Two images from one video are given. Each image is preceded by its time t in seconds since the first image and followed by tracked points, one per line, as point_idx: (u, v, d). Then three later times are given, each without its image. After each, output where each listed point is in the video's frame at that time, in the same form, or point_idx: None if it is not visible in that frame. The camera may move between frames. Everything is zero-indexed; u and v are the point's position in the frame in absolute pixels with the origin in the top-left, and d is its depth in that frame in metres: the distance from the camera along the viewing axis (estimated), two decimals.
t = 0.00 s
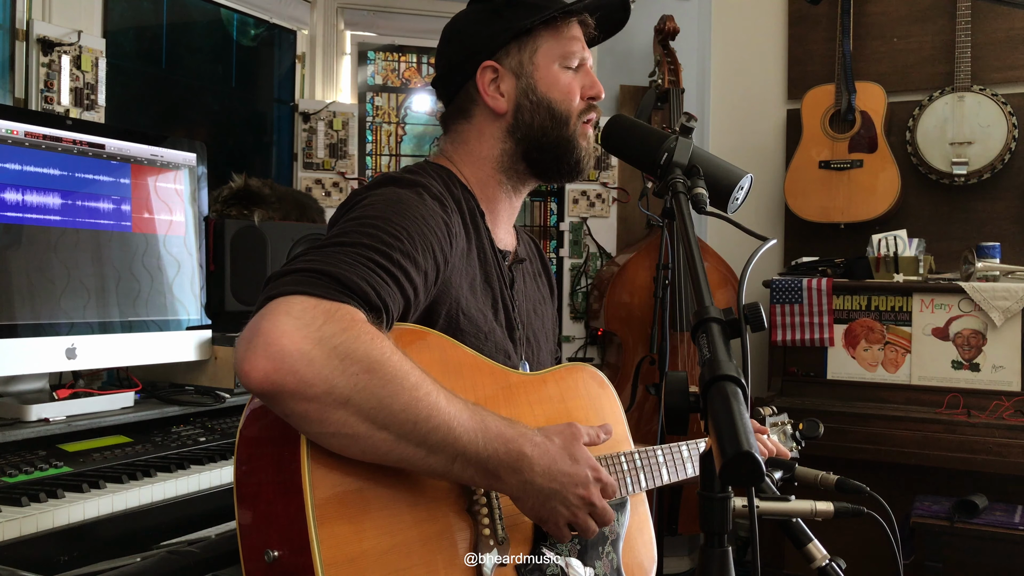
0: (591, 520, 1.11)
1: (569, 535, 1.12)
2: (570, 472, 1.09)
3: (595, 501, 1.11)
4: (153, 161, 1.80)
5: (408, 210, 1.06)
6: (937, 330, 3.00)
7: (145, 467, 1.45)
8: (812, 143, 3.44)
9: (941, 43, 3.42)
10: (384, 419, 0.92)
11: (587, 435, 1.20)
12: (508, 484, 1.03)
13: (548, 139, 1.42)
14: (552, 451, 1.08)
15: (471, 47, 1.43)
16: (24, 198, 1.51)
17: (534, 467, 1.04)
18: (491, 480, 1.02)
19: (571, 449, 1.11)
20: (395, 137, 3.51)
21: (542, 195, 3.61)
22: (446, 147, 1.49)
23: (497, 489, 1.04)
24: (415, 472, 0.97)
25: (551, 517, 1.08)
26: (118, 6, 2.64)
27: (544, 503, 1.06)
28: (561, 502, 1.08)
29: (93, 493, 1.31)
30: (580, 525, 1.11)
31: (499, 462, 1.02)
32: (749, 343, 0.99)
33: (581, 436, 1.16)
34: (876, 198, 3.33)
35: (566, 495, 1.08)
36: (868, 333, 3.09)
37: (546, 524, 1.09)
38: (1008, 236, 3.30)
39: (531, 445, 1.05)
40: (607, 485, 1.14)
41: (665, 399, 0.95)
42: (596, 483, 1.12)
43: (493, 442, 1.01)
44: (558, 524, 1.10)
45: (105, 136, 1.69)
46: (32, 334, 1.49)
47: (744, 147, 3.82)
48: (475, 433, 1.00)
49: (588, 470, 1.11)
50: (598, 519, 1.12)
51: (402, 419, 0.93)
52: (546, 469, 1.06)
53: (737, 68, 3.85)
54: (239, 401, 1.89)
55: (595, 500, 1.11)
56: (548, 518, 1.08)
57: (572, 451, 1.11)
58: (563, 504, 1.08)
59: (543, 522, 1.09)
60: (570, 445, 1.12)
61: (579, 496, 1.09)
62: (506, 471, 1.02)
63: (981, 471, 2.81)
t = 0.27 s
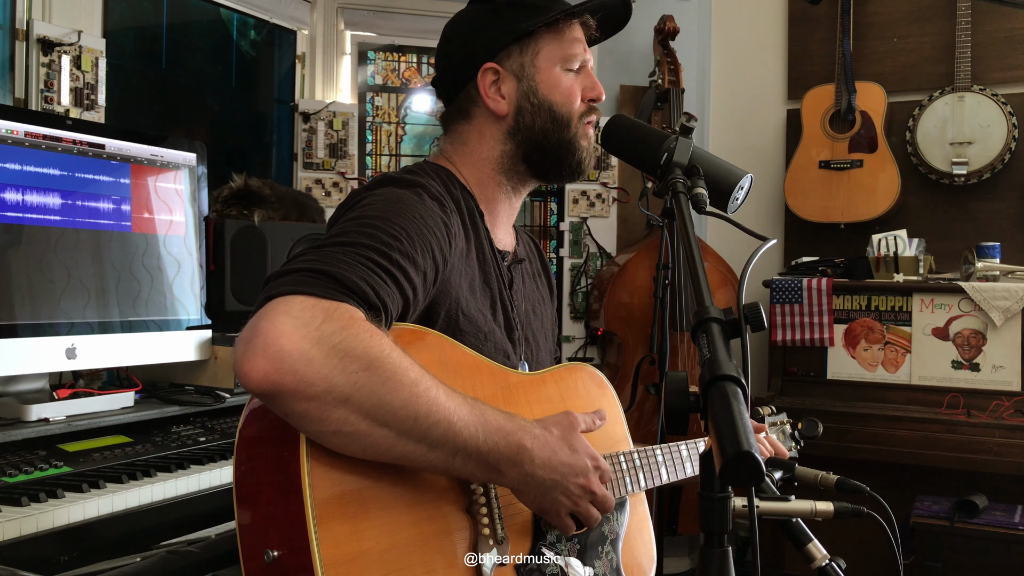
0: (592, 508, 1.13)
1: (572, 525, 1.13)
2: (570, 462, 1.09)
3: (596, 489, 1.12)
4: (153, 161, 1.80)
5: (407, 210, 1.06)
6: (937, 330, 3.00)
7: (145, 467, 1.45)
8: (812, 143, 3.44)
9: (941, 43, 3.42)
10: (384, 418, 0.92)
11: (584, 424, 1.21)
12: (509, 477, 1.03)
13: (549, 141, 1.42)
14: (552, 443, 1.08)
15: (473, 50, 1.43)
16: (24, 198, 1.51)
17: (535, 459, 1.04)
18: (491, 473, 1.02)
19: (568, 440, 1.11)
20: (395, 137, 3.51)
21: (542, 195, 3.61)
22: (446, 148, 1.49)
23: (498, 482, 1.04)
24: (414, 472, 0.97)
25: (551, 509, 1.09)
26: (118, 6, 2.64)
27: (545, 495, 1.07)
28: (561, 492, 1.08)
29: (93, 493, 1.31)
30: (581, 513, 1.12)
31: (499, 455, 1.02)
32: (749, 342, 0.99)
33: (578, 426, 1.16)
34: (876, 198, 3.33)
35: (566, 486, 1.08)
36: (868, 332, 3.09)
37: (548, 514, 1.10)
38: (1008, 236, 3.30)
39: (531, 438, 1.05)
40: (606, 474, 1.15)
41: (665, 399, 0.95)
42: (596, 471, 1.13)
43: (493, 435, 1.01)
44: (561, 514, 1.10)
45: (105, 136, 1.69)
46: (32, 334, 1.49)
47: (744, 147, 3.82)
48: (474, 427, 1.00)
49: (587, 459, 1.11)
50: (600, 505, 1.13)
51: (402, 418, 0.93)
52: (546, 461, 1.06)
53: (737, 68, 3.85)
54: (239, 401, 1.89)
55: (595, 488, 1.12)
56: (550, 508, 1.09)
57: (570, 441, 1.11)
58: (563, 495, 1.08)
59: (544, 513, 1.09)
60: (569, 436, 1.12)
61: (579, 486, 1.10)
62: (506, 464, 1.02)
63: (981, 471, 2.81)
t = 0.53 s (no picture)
0: (582, 542, 1.10)
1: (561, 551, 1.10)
2: (565, 487, 1.08)
3: (588, 522, 1.10)
4: (153, 161, 1.80)
5: (409, 211, 1.06)
6: (937, 330, 3.00)
7: (145, 467, 1.45)
8: (812, 143, 3.44)
9: (941, 43, 3.42)
10: (384, 420, 0.92)
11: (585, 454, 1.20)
12: (504, 494, 1.03)
13: (550, 141, 1.42)
14: (549, 464, 1.07)
15: (473, 50, 1.43)
16: (24, 198, 1.51)
17: (531, 477, 1.04)
18: (487, 489, 1.02)
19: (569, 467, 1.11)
20: (395, 137, 3.51)
21: (542, 195, 3.61)
22: (447, 148, 1.49)
23: (493, 498, 1.03)
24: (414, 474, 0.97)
25: (542, 531, 1.07)
26: (118, 6, 2.64)
27: (537, 515, 1.05)
28: (553, 515, 1.06)
29: (93, 493, 1.31)
30: (571, 545, 1.10)
31: (496, 470, 1.01)
32: (749, 344, 0.99)
33: (579, 456, 1.16)
34: (876, 198, 3.33)
35: (559, 509, 1.07)
36: (868, 333, 3.09)
37: (537, 539, 1.08)
38: (1008, 236, 3.30)
39: (529, 455, 1.05)
40: (601, 508, 1.12)
41: (665, 400, 0.95)
42: (590, 504, 1.11)
43: (492, 450, 1.01)
44: (551, 539, 1.08)
45: (105, 136, 1.69)
46: (32, 334, 1.49)
47: (744, 147, 3.82)
48: (473, 440, 1.00)
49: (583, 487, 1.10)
50: (589, 543, 1.10)
51: (403, 421, 0.93)
52: (541, 480, 1.05)
53: (737, 68, 3.85)
54: (239, 401, 1.89)
55: (588, 521, 1.10)
56: (539, 531, 1.07)
57: (568, 466, 1.11)
58: (555, 519, 1.06)
59: (535, 536, 1.07)
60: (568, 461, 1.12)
61: (572, 513, 1.08)
62: (502, 478, 1.02)
63: (982, 471, 2.81)
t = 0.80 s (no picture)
0: (589, 520, 1.12)
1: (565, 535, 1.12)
2: (571, 468, 1.09)
3: (595, 497, 1.12)
4: (153, 161, 1.80)
5: (408, 210, 1.06)
6: (937, 330, 3.00)
7: (145, 467, 1.45)
8: (812, 143, 3.44)
9: (941, 43, 3.42)
10: (385, 417, 0.92)
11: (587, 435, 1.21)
12: (511, 478, 1.03)
13: (545, 141, 1.41)
14: (554, 446, 1.08)
15: (469, 50, 1.44)
16: (24, 198, 1.51)
17: (536, 460, 1.04)
18: (494, 474, 1.02)
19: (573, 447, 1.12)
20: (395, 137, 3.51)
21: (542, 195, 3.61)
22: (446, 148, 1.49)
23: (500, 483, 1.03)
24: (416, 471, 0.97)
25: (550, 514, 1.08)
26: (118, 6, 2.64)
27: (545, 498, 1.06)
28: (561, 498, 1.07)
29: (93, 493, 1.31)
30: (578, 524, 1.11)
31: (501, 456, 1.02)
32: (749, 343, 0.99)
33: (581, 435, 1.16)
34: (876, 197, 3.33)
35: (566, 491, 1.08)
36: (868, 333, 3.09)
37: (546, 521, 1.09)
38: (1008, 236, 3.30)
39: (534, 439, 1.05)
40: (606, 484, 1.15)
41: (665, 399, 0.95)
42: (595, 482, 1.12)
43: (496, 436, 1.01)
44: (558, 521, 1.09)
45: (105, 136, 1.69)
46: (32, 334, 1.49)
47: (744, 147, 3.82)
48: (475, 433, 1.00)
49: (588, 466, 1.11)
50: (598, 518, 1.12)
51: (404, 417, 0.93)
52: (547, 463, 1.05)
53: (737, 68, 3.85)
54: (239, 401, 1.89)
55: (594, 496, 1.11)
56: (549, 513, 1.08)
57: (572, 446, 1.11)
58: (563, 501, 1.07)
59: (543, 519, 1.08)
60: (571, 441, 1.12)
61: (578, 492, 1.09)
62: (509, 465, 1.02)
63: (981, 471, 2.81)
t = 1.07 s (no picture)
0: (586, 532, 1.11)
1: (564, 545, 1.11)
2: (570, 478, 1.08)
3: (593, 510, 1.11)
4: (153, 161, 1.80)
5: (409, 210, 1.06)
6: (937, 330, 3.00)
7: (145, 467, 1.45)
8: (812, 143, 3.44)
9: (941, 43, 3.42)
10: (384, 418, 0.92)
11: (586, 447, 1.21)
12: (508, 487, 1.03)
13: (545, 146, 1.42)
14: (552, 455, 1.08)
15: (471, 53, 1.44)
16: (24, 198, 1.51)
17: (535, 469, 1.04)
18: (491, 482, 1.02)
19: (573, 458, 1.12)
20: (395, 137, 3.51)
21: (542, 195, 3.61)
22: (447, 149, 1.49)
23: (498, 491, 1.03)
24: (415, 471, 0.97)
25: (549, 523, 1.07)
26: (118, 6, 2.64)
27: (542, 509, 1.06)
28: (558, 507, 1.07)
29: (93, 493, 1.31)
30: (575, 535, 1.10)
31: (499, 463, 1.01)
32: (749, 343, 0.99)
33: (581, 448, 1.16)
34: (876, 198, 3.33)
35: (564, 501, 1.07)
36: (868, 333, 3.09)
37: (543, 530, 1.08)
38: (1008, 236, 3.30)
39: (532, 448, 1.05)
40: (606, 498, 1.14)
41: (665, 399, 0.95)
42: (594, 494, 1.12)
43: (494, 444, 1.01)
44: (556, 532, 1.08)
45: (105, 136, 1.69)
46: (32, 334, 1.49)
47: (744, 147, 3.82)
48: (475, 434, 1.00)
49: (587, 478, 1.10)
50: (595, 531, 1.11)
51: (403, 418, 0.93)
52: (545, 471, 1.05)
53: (737, 68, 3.85)
54: (239, 401, 1.89)
55: (592, 508, 1.10)
56: (546, 524, 1.07)
57: (572, 458, 1.11)
58: (561, 510, 1.07)
59: (541, 529, 1.07)
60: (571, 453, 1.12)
61: (576, 504, 1.09)
62: (506, 472, 1.02)
63: (982, 471, 2.81)
